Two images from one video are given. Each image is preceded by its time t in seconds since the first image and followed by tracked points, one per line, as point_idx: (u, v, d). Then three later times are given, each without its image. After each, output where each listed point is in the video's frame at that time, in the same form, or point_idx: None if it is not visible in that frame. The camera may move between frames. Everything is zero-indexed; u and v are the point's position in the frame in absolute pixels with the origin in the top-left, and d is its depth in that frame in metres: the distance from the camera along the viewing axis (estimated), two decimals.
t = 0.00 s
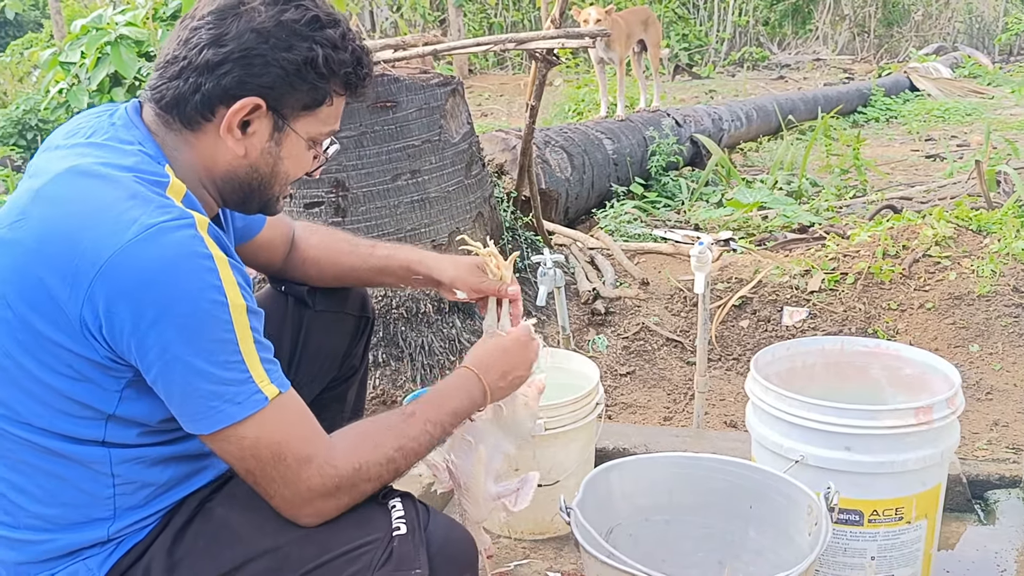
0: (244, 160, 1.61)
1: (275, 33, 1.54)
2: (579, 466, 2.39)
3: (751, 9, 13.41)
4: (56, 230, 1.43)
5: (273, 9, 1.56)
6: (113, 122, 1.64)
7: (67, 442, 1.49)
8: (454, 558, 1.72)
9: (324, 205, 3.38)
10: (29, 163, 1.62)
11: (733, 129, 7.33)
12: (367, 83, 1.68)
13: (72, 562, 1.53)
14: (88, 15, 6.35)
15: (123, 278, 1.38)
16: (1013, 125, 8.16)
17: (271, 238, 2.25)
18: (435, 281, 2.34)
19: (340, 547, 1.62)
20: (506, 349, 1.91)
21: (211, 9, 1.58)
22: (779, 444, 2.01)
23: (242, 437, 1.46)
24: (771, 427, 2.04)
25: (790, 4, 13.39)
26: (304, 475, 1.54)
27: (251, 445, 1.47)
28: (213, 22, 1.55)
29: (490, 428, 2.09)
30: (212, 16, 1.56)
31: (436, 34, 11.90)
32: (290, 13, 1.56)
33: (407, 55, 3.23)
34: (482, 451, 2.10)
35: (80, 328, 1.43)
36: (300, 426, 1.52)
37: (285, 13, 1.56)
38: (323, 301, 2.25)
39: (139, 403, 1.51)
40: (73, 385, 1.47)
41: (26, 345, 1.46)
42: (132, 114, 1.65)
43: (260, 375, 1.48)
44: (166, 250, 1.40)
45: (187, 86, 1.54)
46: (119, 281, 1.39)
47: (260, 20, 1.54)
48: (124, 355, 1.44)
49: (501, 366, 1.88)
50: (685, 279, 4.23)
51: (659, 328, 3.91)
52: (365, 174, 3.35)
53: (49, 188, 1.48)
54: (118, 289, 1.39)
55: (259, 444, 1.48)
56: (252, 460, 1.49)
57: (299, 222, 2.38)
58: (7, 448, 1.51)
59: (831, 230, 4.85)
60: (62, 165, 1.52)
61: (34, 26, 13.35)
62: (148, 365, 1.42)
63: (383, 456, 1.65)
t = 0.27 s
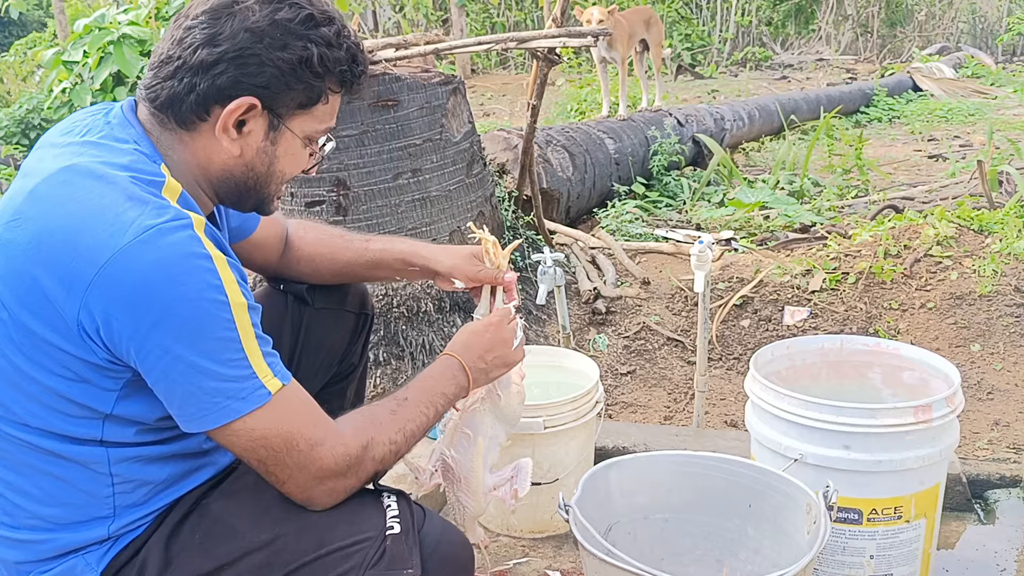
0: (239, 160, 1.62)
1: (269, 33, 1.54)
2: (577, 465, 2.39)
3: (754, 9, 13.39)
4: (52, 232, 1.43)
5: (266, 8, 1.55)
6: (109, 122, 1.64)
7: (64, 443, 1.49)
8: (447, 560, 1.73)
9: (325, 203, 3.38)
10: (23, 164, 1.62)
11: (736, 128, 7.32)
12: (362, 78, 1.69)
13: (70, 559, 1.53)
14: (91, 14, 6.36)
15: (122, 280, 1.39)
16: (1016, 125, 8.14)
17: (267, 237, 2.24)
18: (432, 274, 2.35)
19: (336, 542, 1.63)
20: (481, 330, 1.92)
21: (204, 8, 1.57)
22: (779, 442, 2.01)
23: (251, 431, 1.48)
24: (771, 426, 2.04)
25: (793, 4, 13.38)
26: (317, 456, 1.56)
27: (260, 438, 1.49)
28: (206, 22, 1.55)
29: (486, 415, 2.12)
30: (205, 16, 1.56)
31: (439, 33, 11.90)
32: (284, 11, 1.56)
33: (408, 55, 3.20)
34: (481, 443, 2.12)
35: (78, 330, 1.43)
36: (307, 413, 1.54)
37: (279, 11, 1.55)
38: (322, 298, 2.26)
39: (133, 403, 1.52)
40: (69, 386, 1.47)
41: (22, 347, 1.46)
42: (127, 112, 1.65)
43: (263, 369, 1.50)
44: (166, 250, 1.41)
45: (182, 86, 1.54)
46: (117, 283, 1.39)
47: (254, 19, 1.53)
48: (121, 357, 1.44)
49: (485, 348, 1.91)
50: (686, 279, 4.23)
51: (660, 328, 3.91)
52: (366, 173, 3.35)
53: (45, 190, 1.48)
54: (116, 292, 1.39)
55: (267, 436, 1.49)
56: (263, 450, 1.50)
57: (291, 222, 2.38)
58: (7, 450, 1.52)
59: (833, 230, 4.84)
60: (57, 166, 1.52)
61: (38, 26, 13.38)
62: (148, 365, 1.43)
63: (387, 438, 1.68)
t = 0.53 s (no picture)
0: (241, 148, 1.63)
1: (263, 20, 1.57)
2: (576, 466, 2.39)
3: (756, 9, 13.39)
4: (56, 215, 1.43)
5: None
6: (110, 116, 1.64)
7: (65, 432, 1.49)
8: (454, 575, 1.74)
9: (326, 204, 3.39)
10: (25, 159, 1.62)
11: (738, 129, 7.32)
12: (352, 63, 1.74)
13: (77, 560, 1.52)
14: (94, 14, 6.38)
15: (123, 260, 1.39)
16: (1018, 126, 8.13)
17: (262, 238, 2.26)
18: (432, 270, 2.38)
19: (342, 558, 1.63)
20: (512, 361, 1.91)
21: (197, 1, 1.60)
22: (778, 444, 2.01)
23: (238, 417, 1.48)
24: (770, 429, 2.04)
25: (795, 4, 13.39)
26: (289, 453, 1.56)
27: (241, 424, 1.49)
28: (201, 13, 1.58)
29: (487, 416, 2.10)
30: (200, 8, 1.59)
31: (441, 33, 11.90)
32: None
33: (409, 57, 3.18)
34: (479, 442, 2.11)
35: (78, 312, 1.43)
36: (287, 407, 1.54)
37: None
38: (321, 299, 2.26)
39: (137, 392, 1.51)
40: (72, 372, 1.46)
41: (25, 334, 1.46)
42: (127, 108, 1.65)
43: (254, 357, 1.50)
44: (166, 231, 1.41)
45: (181, 78, 1.55)
46: (119, 263, 1.39)
47: (247, 7, 1.57)
48: (123, 340, 1.44)
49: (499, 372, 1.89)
50: (686, 280, 4.23)
51: (660, 328, 3.91)
52: (367, 174, 3.36)
53: (49, 176, 1.48)
54: (118, 271, 1.39)
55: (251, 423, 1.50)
56: (240, 439, 1.51)
57: (288, 223, 2.39)
58: (8, 443, 1.51)
59: (834, 230, 4.84)
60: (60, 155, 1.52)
61: (41, 26, 13.40)
62: (146, 347, 1.43)
63: (364, 442, 1.67)
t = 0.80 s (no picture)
0: (241, 144, 1.62)
1: (262, 15, 1.58)
2: (577, 467, 2.38)
3: (758, 9, 13.39)
4: (54, 215, 1.43)
5: None
6: (108, 117, 1.64)
7: (61, 432, 1.48)
8: None
9: (327, 204, 3.38)
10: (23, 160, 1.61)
11: (739, 129, 7.31)
12: (349, 64, 1.74)
13: (74, 563, 1.51)
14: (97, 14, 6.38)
15: (122, 260, 1.39)
16: (1020, 126, 8.12)
17: (266, 238, 2.26)
18: (433, 264, 2.37)
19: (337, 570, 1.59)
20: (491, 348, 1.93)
21: None
22: (780, 446, 2.00)
23: (237, 414, 1.49)
24: (772, 430, 2.03)
25: (797, 4, 13.38)
26: (292, 447, 1.58)
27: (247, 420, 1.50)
28: (201, 9, 1.58)
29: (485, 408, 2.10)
30: (200, 4, 1.59)
31: (443, 33, 11.92)
32: None
33: (410, 57, 3.17)
34: (476, 435, 2.10)
35: (77, 313, 1.42)
36: (289, 401, 1.56)
37: None
38: (325, 299, 2.25)
39: (134, 391, 1.51)
40: (69, 372, 1.46)
41: (23, 336, 1.45)
42: (125, 108, 1.65)
43: (253, 355, 1.51)
44: (167, 231, 1.41)
45: (181, 74, 1.55)
46: (119, 262, 1.39)
47: (247, 4, 1.58)
48: (121, 340, 1.43)
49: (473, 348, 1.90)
50: (688, 280, 4.22)
51: (662, 329, 3.91)
52: (369, 174, 3.35)
53: (47, 175, 1.48)
54: (117, 270, 1.39)
55: (257, 418, 1.51)
56: (246, 435, 1.52)
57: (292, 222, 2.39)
58: (5, 445, 1.51)
59: (836, 230, 4.83)
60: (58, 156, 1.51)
61: (43, 26, 13.41)
62: (146, 348, 1.42)
63: (362, 434, 1.69)
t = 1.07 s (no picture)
0: (240, 149, 1.62)
1: (272, 23, 1.58)
2: (579, 469, 2.38)
3: (759, 10, 13.39)
4: (55, 224, 1.43)
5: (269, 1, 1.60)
6: (107, 122, 1.63)
7: (60, 441, 1.48)
8: None
9: (328, 205, 3.38)
10: (21, 164, 1.61)
11: (741, 130, 7.31)
12: (353, 80, 1.75)
13: (72, 569, 1.51)
14: (98, 15, 6.40)
15: (124, 272, 1.39)
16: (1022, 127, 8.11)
17: (263, 240, 2.26)
18: (432, 263, 2.37)
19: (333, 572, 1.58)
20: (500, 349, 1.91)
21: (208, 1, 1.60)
22: (782, 448, 2.00)
23: (236, 422, 1.49)
24: (774, 433, 2.03)
25: (799, 4, 13.39)
26: (291, 452, 1.58)
27: (246, 427, 1.51)
28: (213, 12, 1.58)
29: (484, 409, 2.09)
30: (212, 7, 1.59)
31: (445, 34, 11.93)
32: (287, 5, 1.61)
33: (412, 58, 3.18)
34: (478, 438, 2.10)
35: (77, 322, 1.42)
36: (287, 406, 1.56)
37: (282, 5, 1.61)
38: (323, 301, 2.25)
39: (132, 398, 1.51)
40: (69, 381, 1.46)
41: (22, 343, 1.45)
42: (125, 113, 1.64)
43: (253, 363, 1.52)
44: (169, 243, 1.41)
45: (187, 75, 1.55)
46: (121, 274, 1.39)
47: (258, 11, 1.58)
48: (121, 349, 1.43)
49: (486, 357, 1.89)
50: (689, 281, 4.22)
51: (663, 330, 3.90)
52: (370, 175, 3.35)
53: (49, 181, 1.47)
54: (118, 281, 1.39)
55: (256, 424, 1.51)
56: (245, 443, 1.52)
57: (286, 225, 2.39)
58: (4, 452, 1.51)
59: (837, 232, 4.83)
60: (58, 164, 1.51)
61: (45, 27, 13.43)
62: (147, 358, 1.43)
63: (361, 437, 1.69)
